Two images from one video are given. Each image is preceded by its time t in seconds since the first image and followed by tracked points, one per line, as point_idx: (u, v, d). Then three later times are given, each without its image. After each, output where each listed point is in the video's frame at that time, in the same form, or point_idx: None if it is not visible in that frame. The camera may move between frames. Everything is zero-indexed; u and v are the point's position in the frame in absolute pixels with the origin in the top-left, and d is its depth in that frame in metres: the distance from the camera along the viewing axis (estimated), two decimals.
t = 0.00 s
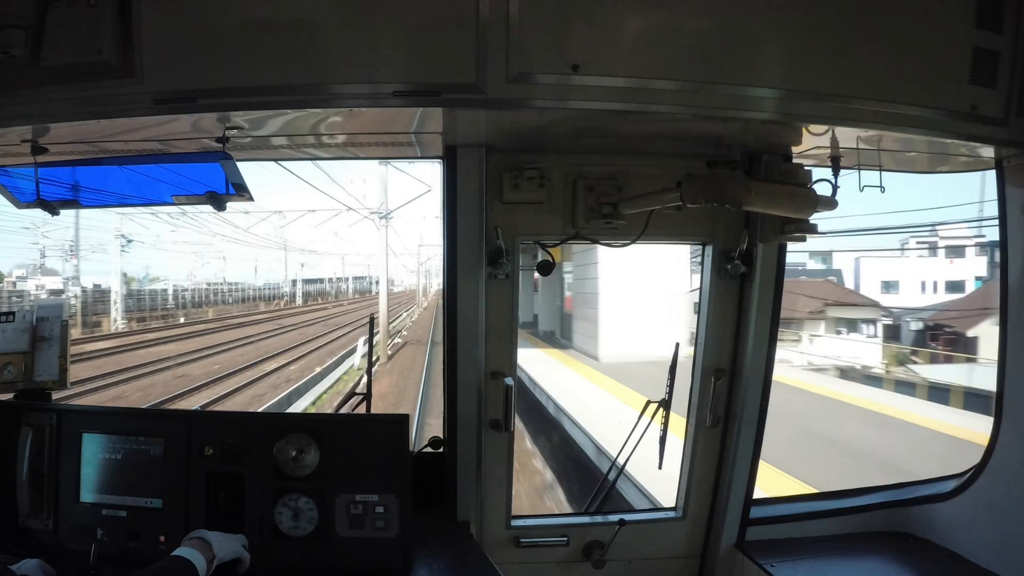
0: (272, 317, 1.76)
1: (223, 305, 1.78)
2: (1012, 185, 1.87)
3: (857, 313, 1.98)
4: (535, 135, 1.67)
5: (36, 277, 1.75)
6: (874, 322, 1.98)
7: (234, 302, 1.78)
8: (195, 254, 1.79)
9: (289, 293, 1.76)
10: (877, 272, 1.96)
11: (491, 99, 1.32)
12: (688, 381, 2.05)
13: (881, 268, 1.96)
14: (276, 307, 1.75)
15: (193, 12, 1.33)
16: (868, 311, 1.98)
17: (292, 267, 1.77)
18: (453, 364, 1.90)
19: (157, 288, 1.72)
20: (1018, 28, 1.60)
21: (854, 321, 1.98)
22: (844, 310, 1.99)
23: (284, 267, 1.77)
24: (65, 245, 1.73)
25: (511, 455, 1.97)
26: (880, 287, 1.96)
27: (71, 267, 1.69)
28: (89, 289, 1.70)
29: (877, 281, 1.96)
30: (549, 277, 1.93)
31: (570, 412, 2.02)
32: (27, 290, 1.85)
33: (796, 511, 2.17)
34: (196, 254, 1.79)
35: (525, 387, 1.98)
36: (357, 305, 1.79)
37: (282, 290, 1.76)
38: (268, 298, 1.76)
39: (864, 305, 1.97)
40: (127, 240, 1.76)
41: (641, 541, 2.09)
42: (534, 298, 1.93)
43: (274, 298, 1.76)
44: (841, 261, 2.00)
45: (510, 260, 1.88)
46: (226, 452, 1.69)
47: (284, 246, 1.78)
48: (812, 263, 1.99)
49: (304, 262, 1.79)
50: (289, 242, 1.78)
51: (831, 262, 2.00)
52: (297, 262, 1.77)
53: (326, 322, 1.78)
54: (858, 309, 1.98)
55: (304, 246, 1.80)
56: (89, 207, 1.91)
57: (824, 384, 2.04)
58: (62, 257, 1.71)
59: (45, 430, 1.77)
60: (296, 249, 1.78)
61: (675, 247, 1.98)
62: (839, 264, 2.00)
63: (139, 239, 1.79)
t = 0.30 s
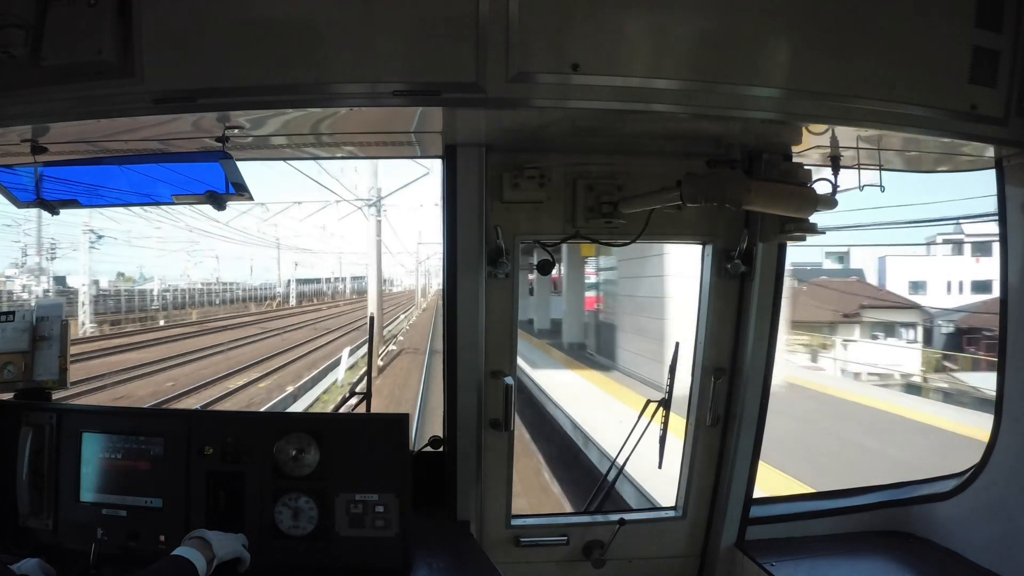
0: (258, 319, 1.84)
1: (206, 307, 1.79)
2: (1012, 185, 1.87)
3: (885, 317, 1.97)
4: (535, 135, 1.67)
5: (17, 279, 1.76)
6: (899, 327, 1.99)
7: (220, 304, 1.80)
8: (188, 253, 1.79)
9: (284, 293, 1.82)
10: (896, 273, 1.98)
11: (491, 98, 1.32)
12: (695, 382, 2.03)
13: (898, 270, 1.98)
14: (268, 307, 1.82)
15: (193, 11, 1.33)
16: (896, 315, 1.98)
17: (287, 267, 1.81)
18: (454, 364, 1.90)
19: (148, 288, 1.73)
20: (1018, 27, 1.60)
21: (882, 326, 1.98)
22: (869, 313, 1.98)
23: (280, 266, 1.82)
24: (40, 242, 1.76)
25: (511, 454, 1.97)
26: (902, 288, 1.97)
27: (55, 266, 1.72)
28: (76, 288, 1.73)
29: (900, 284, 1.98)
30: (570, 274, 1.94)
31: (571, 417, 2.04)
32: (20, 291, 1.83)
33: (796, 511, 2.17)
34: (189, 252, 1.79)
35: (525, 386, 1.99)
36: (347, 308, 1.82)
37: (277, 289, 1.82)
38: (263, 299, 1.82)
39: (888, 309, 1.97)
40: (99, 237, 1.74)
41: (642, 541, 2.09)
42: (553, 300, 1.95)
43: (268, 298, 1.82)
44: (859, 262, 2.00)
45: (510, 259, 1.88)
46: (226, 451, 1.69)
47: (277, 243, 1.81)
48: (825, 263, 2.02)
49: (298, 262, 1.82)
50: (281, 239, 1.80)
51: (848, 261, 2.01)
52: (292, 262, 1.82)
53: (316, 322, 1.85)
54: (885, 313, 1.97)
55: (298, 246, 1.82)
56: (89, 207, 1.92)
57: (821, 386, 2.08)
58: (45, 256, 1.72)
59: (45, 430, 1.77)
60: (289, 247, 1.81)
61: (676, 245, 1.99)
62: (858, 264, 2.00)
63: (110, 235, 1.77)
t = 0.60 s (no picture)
0: (244, 324, 1.79)
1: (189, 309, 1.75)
2: (1012, 185, 1.88)
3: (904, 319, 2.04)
4: (534, 135, 1.67)
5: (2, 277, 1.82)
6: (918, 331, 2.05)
7: (206, 306, 1.78)
8: (178, 250, 1.78)
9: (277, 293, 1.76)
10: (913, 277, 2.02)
11: (491, 98, 1.32)
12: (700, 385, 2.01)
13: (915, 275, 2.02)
14: (259, 308, 1.76)
15: (193, 11, 1.33)
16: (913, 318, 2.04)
17: (280, 267, 1.78)
18: (454, 363, 1.90)
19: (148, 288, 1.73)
20: (1018, 27, 1.60)
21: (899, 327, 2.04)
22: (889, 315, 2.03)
23: (273, 264, 1.78)
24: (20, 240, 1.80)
25: (511, 455, 1.96)
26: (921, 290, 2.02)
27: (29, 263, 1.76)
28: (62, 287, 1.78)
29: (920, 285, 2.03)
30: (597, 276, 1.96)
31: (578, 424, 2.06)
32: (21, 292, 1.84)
33: (796, 511, 2.17)
34: (178, 247, 1.78)
35: (526, 386, 1.98)
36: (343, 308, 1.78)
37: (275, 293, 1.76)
38: (255, 299, 1.77)
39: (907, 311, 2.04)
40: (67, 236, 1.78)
41: (642, 541, 2.09)
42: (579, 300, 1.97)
43: (262, 298, 1.77)
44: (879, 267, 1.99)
45: (510, 259, 1.88)
46: (226, 451, 1.69)
47: (269, 242, 1.79)
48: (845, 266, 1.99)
49: (291, 261, 1.79)
50: (274, 238, 1.78)
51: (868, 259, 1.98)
52: (284, 259, 1.78)
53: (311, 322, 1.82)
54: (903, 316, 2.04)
55: (291, 245, 1.80)
56: (88, 206, 1.91)
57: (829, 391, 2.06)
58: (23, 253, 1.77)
59: (44, 431, 1.77)
60: (281, 245, 1.78)
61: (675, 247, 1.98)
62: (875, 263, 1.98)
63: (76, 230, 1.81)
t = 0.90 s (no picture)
0: (229, 324, 1.78)
1: (168, 312, 1.72)
2: (1012, 186, 1.88)
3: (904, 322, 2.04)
4: (534, 135, 1.67)
5: None
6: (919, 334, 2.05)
7: (189, 307, 1.75)
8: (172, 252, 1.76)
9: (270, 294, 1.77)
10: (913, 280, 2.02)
11: (491, 98, 1.32)
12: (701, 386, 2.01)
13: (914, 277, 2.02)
14: (250, 309, 1.77)
15: (193, 12, 1.33)
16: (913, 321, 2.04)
17: (273, 267, 1.79)
18: (454, 363, 1.91)
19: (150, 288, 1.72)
20: (1017, 28, 1.61)
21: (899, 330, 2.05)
22: (888, 317, 2.04)
23: (266, 263, 1.79)
24: None
25: (511, 455, 1.96)
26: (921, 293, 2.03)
27: None
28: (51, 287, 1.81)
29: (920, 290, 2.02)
30: (627, 278, 1.99)
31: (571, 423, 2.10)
32: (26, 292, 1.84)
33: (796, 512, 2.17)
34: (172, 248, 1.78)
35: (524, 385, 1.98)
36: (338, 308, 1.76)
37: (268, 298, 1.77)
38: (247, 300, 1.78)
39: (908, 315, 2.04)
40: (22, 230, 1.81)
41: (642, 541, 2.08)
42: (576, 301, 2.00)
43: (254, 296, 1.78)
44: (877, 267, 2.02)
45: (510, 259, 1.88)
46: (226, 451, 1.69)
47: (261, 239, 1.78)
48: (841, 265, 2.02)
49: (283, 263, 1.79)
50: (265, 235, 1.77)
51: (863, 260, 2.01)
52: (277, 259, 1.79)
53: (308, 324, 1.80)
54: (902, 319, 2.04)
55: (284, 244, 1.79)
56: (90, 207, 1.92)
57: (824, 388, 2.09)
58: None
59: (44, 431, 1.77)
60: (273, 244, 1.79)
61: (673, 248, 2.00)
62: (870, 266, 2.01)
63: (32, 224, 1.85)
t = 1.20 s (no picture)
0: (224, 324, 1.74)
1: (148, 313, 1.73)
2: (1012, 186, 1.89)
3: (911, 319, 2.03)
4: (533, 135, 1.67)
5: None
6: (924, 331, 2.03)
7: (172, 307, 1.74)
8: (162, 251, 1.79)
9: (264, 292, 1.74)
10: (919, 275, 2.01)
11: (491, 98, 1.32)
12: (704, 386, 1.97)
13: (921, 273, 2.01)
14: (240, 309, 1.72)
15: (192, 11, 1.33)
16: (921, 316, 2.03)
17: (266, 266, 1.72)
18: (453, 363, 1.91)
19: (146, 288, 1.73)
20: (1017, 28, 1.61)
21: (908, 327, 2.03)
22: (897, 313, 2.02)
23: (258, 262, 1.71)
24: None
25: (511, 455, 1.96)
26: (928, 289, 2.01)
27: None
28: (38, 288, 1.78)
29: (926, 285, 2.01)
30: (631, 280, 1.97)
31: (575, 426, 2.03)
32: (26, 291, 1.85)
33: (796, 512, 2.17)
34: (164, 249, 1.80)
35: (525, 386, 1.98)
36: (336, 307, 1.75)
37: (261, 298, 1.74)
38: (238, 300, 1.72)
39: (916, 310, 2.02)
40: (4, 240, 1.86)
41: (642, 542, 2.08)
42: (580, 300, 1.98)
43: (245, 297, 1.72)
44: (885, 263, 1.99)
45: (510, 259, 1.88)
46: (226, 451, 1.69)
47: (252, 238, 1.74)
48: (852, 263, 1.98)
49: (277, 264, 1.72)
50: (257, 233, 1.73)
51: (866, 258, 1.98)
52: (269, 258, 1.71)
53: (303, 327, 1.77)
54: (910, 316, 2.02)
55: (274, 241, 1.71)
56: (90, 207, 1.92)
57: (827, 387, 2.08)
58: None
59: (44, 430, 1.77)
60: (263, 243, 1.71)
61: (671, 248, 1.98)
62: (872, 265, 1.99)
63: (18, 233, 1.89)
